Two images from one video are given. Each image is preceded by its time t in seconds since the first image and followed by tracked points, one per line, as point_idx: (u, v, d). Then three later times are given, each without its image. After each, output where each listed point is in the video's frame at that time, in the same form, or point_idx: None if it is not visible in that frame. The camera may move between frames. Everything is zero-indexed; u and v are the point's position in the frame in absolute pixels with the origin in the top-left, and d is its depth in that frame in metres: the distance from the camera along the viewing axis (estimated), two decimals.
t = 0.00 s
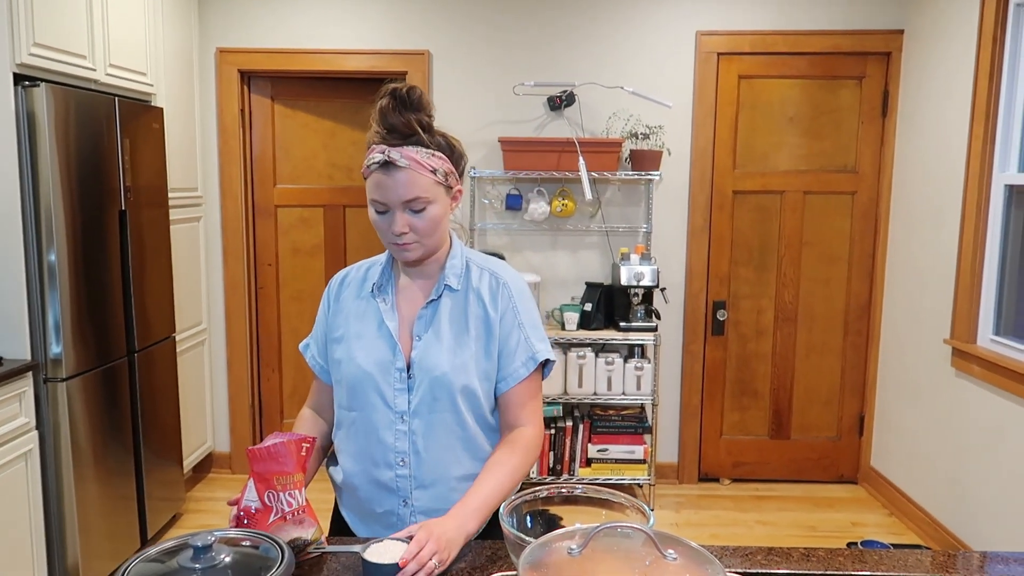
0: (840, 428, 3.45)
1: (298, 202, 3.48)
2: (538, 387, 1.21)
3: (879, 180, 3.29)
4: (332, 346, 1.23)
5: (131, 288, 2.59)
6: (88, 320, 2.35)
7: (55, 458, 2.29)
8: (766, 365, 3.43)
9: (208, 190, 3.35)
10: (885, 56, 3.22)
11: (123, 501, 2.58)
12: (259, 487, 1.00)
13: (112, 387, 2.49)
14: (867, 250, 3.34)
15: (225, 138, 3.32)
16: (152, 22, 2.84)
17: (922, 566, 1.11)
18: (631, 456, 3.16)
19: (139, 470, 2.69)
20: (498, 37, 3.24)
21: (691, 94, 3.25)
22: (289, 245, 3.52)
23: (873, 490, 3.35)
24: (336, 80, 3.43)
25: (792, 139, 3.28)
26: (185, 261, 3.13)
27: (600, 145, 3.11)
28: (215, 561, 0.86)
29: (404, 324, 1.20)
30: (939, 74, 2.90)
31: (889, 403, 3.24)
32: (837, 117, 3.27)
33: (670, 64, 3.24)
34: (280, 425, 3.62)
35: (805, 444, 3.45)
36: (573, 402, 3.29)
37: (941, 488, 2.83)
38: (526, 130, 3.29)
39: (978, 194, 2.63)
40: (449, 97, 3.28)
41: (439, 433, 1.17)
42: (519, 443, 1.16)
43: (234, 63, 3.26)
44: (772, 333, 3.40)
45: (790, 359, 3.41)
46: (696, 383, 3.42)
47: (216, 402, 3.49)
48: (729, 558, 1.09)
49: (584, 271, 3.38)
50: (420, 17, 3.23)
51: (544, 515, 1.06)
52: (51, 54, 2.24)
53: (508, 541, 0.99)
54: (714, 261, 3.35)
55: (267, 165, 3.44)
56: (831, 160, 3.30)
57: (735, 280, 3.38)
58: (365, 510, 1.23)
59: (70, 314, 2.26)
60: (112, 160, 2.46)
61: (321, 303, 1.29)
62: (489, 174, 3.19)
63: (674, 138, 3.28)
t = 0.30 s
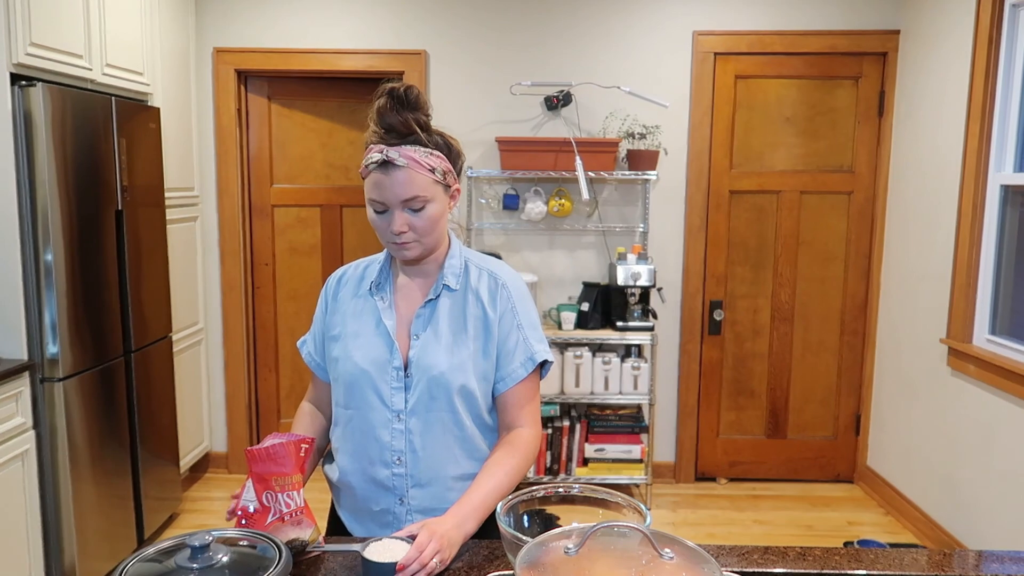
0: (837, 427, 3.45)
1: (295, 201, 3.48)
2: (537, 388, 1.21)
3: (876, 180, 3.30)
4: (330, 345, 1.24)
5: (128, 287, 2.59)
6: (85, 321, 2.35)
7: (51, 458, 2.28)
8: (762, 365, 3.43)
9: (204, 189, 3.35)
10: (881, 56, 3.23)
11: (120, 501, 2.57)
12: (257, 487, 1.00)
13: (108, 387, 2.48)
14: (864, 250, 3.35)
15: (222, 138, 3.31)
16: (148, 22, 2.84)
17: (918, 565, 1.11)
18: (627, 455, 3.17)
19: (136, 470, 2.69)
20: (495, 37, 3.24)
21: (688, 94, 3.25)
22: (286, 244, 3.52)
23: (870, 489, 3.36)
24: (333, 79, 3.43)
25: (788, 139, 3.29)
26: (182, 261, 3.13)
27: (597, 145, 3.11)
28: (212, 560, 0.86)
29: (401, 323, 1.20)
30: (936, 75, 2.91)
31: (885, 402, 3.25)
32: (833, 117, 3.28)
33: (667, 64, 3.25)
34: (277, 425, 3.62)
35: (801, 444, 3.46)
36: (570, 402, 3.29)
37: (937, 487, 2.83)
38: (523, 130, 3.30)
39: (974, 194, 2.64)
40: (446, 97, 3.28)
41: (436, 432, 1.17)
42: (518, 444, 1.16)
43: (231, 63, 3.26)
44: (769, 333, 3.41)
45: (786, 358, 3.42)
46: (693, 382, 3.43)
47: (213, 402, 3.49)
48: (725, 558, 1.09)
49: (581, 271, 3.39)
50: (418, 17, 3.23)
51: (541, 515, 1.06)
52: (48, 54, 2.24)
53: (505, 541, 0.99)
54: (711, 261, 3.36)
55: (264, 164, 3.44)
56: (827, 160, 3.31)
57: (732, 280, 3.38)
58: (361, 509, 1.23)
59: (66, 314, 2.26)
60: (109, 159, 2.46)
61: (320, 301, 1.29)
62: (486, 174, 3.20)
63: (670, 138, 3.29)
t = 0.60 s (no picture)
0: (834, 427, 3.46)
1: (293, 202, 3.48)
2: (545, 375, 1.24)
3: (873, 181, 3.31)
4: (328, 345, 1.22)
5: (125, 288, 2.59)
6: (82, 321, 2.34)
7: (49, 460, 2.28)
8: (760, 365, 3.44)
9: (202, 189, 3.35)
10: (878, 57, 3.24)
11: (118, 502, 2.57)
12: (256, 490, 1.00)
13: (106, 387, 2.48)
14: (861, 249, 3.36)
15: (219, 138, 3.31)
16: (146, 22, 2.83)
17: (916, 564, 1.12)
18: (626, 455, 3.17)
19: (134, 471, 2.68)
20: (493, 37, 3.24)
21: (686, 94, 3.26)
22: (283, 245, 3.51)
23: (867, 489, 3.37)
24: (331, 80, 3.43)
25: (786, 139, 3.30)
26: (179, 261, 3.12)
27: (595, 145, 3.11)
28: (212, 561, 0.86)
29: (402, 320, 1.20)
30: (933, 75, 2.91)
31: (883, 402, 3.26)
32: (830, 118, 3.28)
33: (665, 64, 3.25)
34: (275, 426, 3.62)
35: (799, 443, 3.47)
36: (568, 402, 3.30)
37: (934, 487, 2.84)
38: (521, 130, 3.30)
39: (971, 195, 2.65)
40: (444, 97, 3.28)
41: (445, 427, 1.17)
42: (540, 412, 1.22)
43: (229, 63, 3.26)
44: (766, 333, 3.42)
45: (783, 358, 3.42)
46: (690, 383, 3.43)
47: (211, 403, 3.49)
48: (724, 558, 1.10)
49: (579, 271, 3.39)
50: (416, 17, 3.23)
51: (539, 516, 1.06)
52: (46, 54, 2.24)
53: (503, 542, 0.99)
54: (708, 261, 3.36)
55: (261, 165, 3.44)
56: (824, 160, 3.31)
57: (730, 280, 3.39)
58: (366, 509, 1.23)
59: (64, 315, 2.26)
60: (106, 160, 2.46)
61: (312, 303, 1.27)
62: (484, 174, 3.20)
63: (668, 138, 3.29)
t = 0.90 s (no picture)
0: (832, 427, 3.46)
1: (291, 203, 3.47)
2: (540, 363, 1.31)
3: (871, 180, 3.31)
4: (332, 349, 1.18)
5: (123, 289, 2.58)
6: (79, 322, 2.34)
7: (48, 461, 2.27)
8: (759, 365, 3.44)
9: (200, 190, 3.34)
10: (876, 57, 3.24)
11: (116, 503, 2.57)
12: (255, 491, 1.00)
13: (104, 388, 2.48)
14: (859, 249, 3.36)
15: (217, 139, 3.31)
16: (144, 22, 2.83)
17: (914, 564, 1.12)
18: (624, 455, 3.17)
19: (132, 472, 2.68)
20: (492, 37, 3.24)
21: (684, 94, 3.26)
22: (282, 246, 3.51)
23: (865, 489, 3.37)
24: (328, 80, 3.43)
25: (784, 139, 3.30)
26: (177, 262, 3.12)
27: (593, 146, 3.11)
28: (211, 562, 0.85)
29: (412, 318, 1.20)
30: (932, 75, 2.91)
31: (882, 402, 3.26)
32: (828, 117, 3.29)
33: (663, 64, 3.25)
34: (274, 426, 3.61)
35: (797, 443, 3.47)
36: (567, 403, 3.30)
37: (933, 486, 2.84)
38: (519, 130, 3.30)
39: (969, 194, 2.65)
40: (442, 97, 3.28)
41: (463, 419, 1.20)
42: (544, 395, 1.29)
43: (227, 63, 3.25)
44: (765, 333, 3.42)
45: (782, 358, 3.43)
46: (689, 382, 3.43)
47: (209, 404, 3.48)
48: (723, 557, 1.10)
49: (577, 271, 3.39)
50: (414, 17, 3.23)
51: (538, 516, 1.06)
52: (44, 55, 2.24)
53: (503, 543, 0.99)
54: (707, 261, 3.36)
55: (260, 165, 3.44)
56: (823, 160, 3.32)
57: (728, 281, 3.39)
58: (378, 512, 1.22)
59: (62, 316, 2.25)
60: (104, 160, 2.45)
61: (304, 310, 1.21)
62: (483, 174, 3.20)
63: (666, 138, 3.30)
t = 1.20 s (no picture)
0: (831, 427, 3.46)
1: (290, 203, 3.47)
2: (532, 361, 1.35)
3: (869, 181, 3.31)
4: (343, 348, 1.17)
5: (122, 290, 2.58)
6: (77, 322, 2.33)
7: (45, 462, 2.27)
8: (758, 365, 3.44)
9: (198, 190, 3.34)
10: (874, 57, 3.24)
11: (114, 504, 2.57)
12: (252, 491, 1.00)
13: (102, 388, 2.47)
14: (857, 248, 3.36)
15: (215, 140, 3.30)
16: (141, 22, 2.83)
17: (912, 564, 1.12)
18: (623, 456, 3.17)
19: (131, 473, 2.68)
20: (490, 37, 3.24)
21: (682, 95, 3.26)
22: (279, 246, 3.51)
23: (864, 489, 3.37)
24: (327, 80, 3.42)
25: (782, 140, 3.30)
26: (175, 263, 3.12)
27: (591, 146, 3.11)
28: (208, 563, 0.85)
29: (421, 316, 1.20)
30: (929, 75, 2.92)
31: (880, 402, 3.26)
32: (827, 118, 3.29)
33: (661, 64, 3.25)
34: (272, 427, 3.61)
35: (796, 443, 3.47)
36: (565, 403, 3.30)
37: (931, 487, 2.84)
38: (517, 131, 3.30)
39: (967, 195, 2.65)
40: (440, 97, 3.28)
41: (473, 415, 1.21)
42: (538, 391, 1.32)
43: (225, 63, 3.25)
44: (763, 333, 3.42)
45: (781, 358, 3.43)
46: (688, 382, 3.43)
47: (207, 405, 3.48)
48: (721, 558, 1.10)
49: (575, 271, 3.39)
50: (412, 17, 3.23)
51: (537, 517, 1.06)
52: (41, 55, 2.23)
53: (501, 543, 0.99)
54: (705, 261, 3.36)
55: (258, 165, 3.43)
56: (821, 160, 3.32)
57: (726, 281, 3.39)
58: (391, 510, 1.21)
59: (60, 316, 2.25)
60: (102, 161, 2.45)
61: (309, 308, 1.18)
62: (481, 174, 3.20)
63: (664, 139, 3.30)
